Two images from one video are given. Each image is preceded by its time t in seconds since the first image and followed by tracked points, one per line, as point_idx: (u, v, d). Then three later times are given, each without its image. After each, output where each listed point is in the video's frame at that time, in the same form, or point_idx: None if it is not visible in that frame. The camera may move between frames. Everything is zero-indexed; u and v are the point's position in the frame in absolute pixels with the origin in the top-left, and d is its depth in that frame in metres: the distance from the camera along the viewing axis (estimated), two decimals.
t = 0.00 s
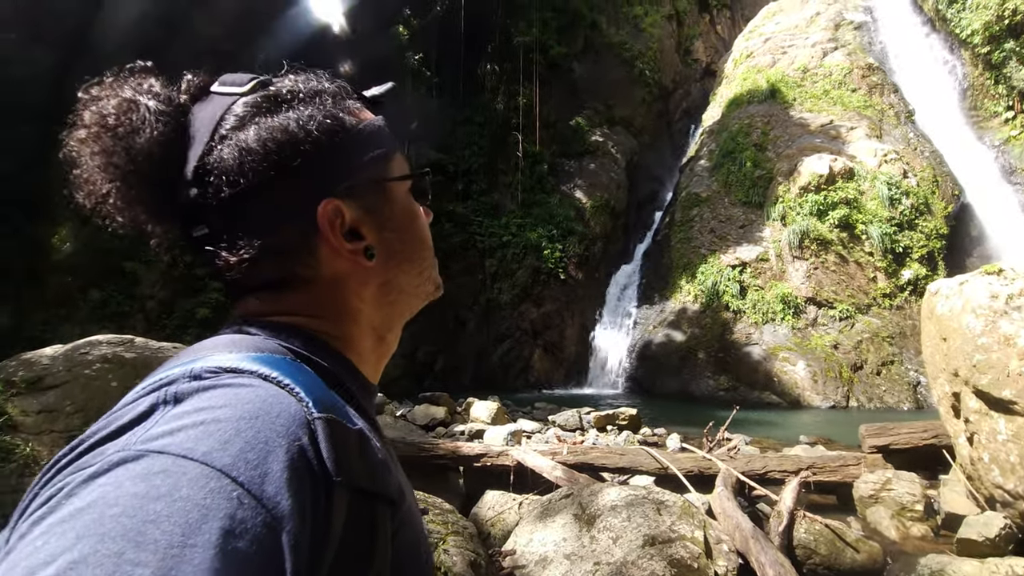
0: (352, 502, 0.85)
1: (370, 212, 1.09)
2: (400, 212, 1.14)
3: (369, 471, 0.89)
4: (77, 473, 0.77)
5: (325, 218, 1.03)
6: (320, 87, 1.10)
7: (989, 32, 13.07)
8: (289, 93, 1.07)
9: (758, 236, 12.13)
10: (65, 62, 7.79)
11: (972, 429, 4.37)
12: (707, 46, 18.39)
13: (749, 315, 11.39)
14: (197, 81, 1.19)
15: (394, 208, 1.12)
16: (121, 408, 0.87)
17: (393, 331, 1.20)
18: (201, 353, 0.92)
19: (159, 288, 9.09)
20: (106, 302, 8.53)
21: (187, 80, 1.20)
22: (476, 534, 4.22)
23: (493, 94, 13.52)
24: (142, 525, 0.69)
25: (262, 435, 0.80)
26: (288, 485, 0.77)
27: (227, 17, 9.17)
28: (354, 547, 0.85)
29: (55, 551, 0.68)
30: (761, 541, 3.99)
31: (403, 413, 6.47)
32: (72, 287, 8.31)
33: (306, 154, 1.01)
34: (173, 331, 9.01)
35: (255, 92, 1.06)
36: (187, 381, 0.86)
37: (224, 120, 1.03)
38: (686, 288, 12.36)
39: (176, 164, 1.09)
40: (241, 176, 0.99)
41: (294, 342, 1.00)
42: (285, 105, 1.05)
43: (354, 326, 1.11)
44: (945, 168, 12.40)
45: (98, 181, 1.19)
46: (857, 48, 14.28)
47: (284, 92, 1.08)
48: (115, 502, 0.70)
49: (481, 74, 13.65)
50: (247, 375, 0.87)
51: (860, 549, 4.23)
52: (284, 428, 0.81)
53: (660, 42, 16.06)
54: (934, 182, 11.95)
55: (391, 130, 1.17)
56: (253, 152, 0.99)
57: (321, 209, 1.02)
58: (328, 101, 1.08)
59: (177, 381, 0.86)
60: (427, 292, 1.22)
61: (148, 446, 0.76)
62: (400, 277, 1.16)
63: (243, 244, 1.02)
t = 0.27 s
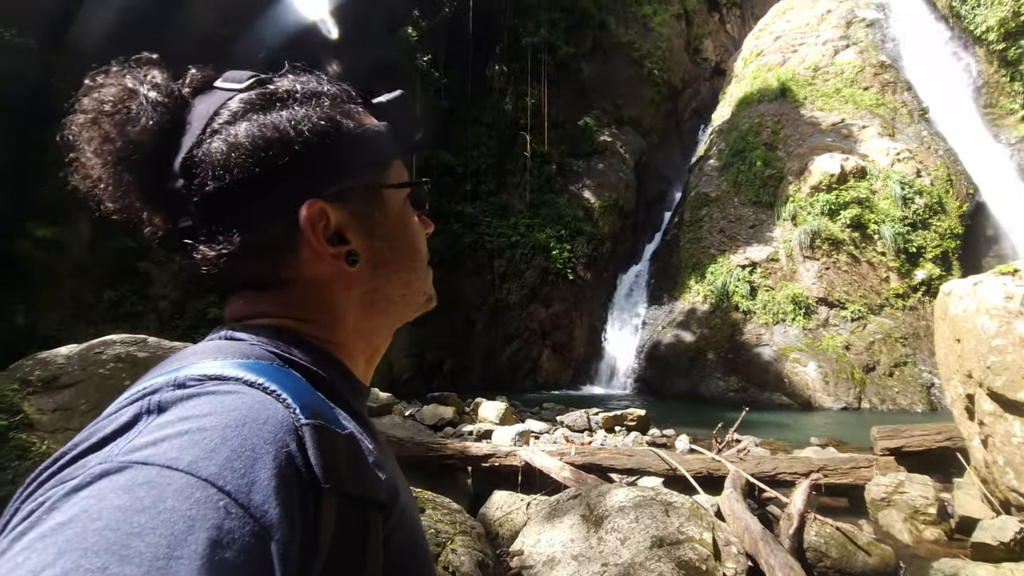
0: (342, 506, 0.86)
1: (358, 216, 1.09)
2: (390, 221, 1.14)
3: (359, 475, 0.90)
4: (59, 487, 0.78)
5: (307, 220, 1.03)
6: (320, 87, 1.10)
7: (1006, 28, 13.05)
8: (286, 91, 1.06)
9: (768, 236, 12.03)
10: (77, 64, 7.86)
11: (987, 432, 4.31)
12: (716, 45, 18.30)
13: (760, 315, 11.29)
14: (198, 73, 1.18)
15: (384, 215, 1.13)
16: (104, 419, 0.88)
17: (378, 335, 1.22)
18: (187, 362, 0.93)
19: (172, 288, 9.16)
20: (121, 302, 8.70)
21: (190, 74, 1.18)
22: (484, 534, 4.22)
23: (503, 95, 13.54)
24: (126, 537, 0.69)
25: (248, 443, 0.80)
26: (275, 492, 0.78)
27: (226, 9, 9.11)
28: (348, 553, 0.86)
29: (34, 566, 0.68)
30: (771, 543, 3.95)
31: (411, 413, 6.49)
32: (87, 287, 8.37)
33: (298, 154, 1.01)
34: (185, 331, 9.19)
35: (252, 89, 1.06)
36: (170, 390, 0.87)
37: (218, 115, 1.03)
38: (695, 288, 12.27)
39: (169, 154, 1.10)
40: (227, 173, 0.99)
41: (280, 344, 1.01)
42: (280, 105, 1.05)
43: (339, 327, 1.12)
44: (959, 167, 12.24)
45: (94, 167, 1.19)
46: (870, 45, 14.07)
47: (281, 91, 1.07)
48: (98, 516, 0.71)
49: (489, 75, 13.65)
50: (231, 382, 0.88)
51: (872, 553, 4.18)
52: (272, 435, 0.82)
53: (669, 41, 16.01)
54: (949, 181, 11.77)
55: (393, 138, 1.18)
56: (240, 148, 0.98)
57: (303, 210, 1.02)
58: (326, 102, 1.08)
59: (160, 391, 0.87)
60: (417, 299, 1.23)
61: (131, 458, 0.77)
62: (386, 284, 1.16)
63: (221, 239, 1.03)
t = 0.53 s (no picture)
0: (342, 501, 0.86)
1: (351, 213, 1.08)
2: (383, 219, 1.12)
3: (360, 470, 0.90)
4: (60, 480, 0.78)
5: (291, 217, 1.02)
6: (315, 82, 1.10)
7: (1011, 27, 13.37)
8: (280, 86, 1.07)
9: (772, 237, 11.99)
10: (83, 65, 7.89)
11: (993, 433, 4.29)
12: (720, 45, 18.24)
13: (764, 316, 11.26)
14: (198, 69, 1.19)
15: (379, 212, 1.11)
16: (105, 413, 0.88)
17: (379, 336, 1.20)
18: (189, 356, 0.94)
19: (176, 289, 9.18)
20: (125, 304, 8.61)
21: (192, 71, 1.19)
22: (487, 535, 4.22)
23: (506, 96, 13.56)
24: (128, 531, 0.70)
25: (249, 436, 0.81)
26: (277, 487, 0.79)
27: (234, 11, 9.03)
28: (350, 547, 0.86)
29: (36, 560, 0.68)
30: (775, 545, 3.93)
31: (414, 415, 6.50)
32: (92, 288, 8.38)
33: (288, 151, 1.01)
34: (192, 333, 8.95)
35: (246, 86, 1.07)
36: (172, 384, 0.87)
37: (212, 111, 1.04)
38: (698, 289, 12.22)
39: (166, 149, 1.12)
40: (215, 169, 1.00)
41: (277, 340, 1.01)
42: (274, 100, 1.05)
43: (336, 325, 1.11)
44: (964, 167, 12.20)
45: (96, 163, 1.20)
46: (875, 45, 14.01)
47: (275, 87, 1.07)
48: (99, 509, 0.71)
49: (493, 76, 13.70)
50: (232, 376, 0.88)
51: (878, 555, 4.16)
52: (273, 429, 0.83)
53: (672, 42, 16.01)
54: (954, 181, 11.72)
55: (390, 129, 1.15)
56: (228, 144, 1.00)
57: (287, 207, 1.02)
58: (320, 97, 1.08)
59: (161, 385, 0.88)
60: (418, 299, 1.21)
61: (131, 451, 0.77)
62: (383, 283, 1.14)
63: (210, 235, 1.04)
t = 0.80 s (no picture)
0: (341, 503, 0.87)
1: (352, 216, 1.08)
2: (382, 221, 1.11)
3: (360, 472, 0.90)
4: (59, 478, 0.79)
5: (292, 219, 1.02)
6: (317, 83, 1.10)
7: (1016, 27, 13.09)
8: (282, 89, 1.07)
9: (775, 239, 11.97)
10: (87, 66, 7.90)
11: (996, 435, 4.27)
12: (722, 47, 18.22)
13: (766, 318, 11.24)
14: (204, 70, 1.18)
15: (380, 213, 1.11)
16: (105, 411, 0.89)
17: (380, 339, 1.20)
18: (190, 356, 0.94)
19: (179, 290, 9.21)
20: (128, 305, 8.64)
21: (198, 72, 1.17)
22: (488, 537, 4.21)
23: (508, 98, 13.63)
24: (126, 530, 0.70)
25: (249, 437, 0.81)
26: (275, 488, 0.79)
27: (235, 11, 9.06)
28: (348, 549, 0.87)
29: (34, 557, 0.69)
30: (777, 547, 3.92)
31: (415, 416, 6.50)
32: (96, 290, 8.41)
33: (292, 153, 1.02)
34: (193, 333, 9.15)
35: (249, 87, 1.07)
36: (172, 383, 0.88)
37: (215, 114, 1.04)
38: (701, 290, 12.19)
39: (172, 149, 1.13)
40: (218, 171, 1.01)
41: (280, 340, 1.01)
42: (278, 104, 1.05)
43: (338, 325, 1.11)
44: (968, 167, 12.18)
45: (108, 165, 1.19)
46: (877, 46, 14.00)
47: (277, 91, 1.07)
48: (98, 508, 0.71)
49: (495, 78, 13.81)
50: (233, 377, 0.89)
51: (881, 557, 4.16)
52: (273, 430, 0.83)
53: (675, 43, 16.01)
54: (957, 182, 11.70)
55: (390, 130, 1.15)
56: (231, 146, 1.00)
57: (288, 208, 1.02)
58: (323, 100, 1.08)
59: (162, 384, 0.88)
60: (419, 302, 1.21)
61: (131, 450, 0.77)
62: (385, 284, 1.14)
63: (213, 236, 1.05)
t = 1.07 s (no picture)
0: (331, 504, 0.87)
1: (322, 218, 1.05)
2: (352, 225, 1.07)
3: (352, 473, 0.91)
4: (43, 478, 0.79)
5: (254, 217, 1.03)
6: (302, 82, 1.09)
7: (1017, 28, 12.94)
8: (270, 88, 1.08)
9: (777, 240, 11.96)
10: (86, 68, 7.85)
11: (999, 437, 4.25)
12: (723, 49, 18.20)
13: (768, 320, 11.22)
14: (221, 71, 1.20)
15: (353, 216, 1.07)
16: (92, 410, 0.89)
17: (368, 346, 1.17)
18: (180, 355, 0.94)
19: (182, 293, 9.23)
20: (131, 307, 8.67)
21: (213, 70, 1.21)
22: (490, 539, 4.20)
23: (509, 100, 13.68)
24: (109, 531, 0.70)
25: (236, 436, 0.81)
26: (263, 488, 0.80)
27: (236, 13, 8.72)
28: (338, 550, 0.88)
29: (15, 558, 0.69)
30: (780, 549, 3.91)
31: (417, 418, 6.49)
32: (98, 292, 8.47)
33: (255, 154, 1.02)
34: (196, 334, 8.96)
35: (244, 88, 1.10)
36: (161, 381, 0.88)
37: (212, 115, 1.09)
38: (702, 292, 12.15)
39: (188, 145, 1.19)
40: (203, 168, 1.07)
41: (271, 338, 1.02)
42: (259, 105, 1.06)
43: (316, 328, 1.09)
44: (970, 169, 12.14)
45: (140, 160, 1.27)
46: (879, 48, 13.99)
47: (265, 92, 1.08)
48: (81, 509, 0.71)
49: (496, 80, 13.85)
50: (222, 375, 0.89)
51: (883, 560, 4.17)
52: (261, 429, 0.83)
53: (676, 45, 16.03)
54: (960, 184, 11.69)
55: (368, 127, 1.08)
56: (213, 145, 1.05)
57: (252, 206, 1.03)
58: (305, 99, 1.07)
59: (150, 383, 0.89)
60: (407, 310, 1.16)
61: (115, 450, 0.77)
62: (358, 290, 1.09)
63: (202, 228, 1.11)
